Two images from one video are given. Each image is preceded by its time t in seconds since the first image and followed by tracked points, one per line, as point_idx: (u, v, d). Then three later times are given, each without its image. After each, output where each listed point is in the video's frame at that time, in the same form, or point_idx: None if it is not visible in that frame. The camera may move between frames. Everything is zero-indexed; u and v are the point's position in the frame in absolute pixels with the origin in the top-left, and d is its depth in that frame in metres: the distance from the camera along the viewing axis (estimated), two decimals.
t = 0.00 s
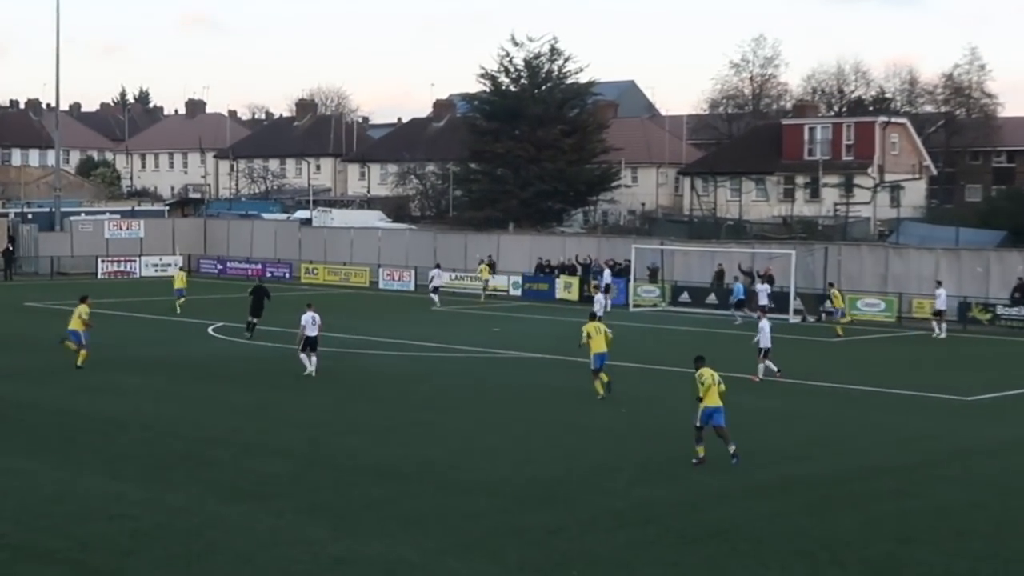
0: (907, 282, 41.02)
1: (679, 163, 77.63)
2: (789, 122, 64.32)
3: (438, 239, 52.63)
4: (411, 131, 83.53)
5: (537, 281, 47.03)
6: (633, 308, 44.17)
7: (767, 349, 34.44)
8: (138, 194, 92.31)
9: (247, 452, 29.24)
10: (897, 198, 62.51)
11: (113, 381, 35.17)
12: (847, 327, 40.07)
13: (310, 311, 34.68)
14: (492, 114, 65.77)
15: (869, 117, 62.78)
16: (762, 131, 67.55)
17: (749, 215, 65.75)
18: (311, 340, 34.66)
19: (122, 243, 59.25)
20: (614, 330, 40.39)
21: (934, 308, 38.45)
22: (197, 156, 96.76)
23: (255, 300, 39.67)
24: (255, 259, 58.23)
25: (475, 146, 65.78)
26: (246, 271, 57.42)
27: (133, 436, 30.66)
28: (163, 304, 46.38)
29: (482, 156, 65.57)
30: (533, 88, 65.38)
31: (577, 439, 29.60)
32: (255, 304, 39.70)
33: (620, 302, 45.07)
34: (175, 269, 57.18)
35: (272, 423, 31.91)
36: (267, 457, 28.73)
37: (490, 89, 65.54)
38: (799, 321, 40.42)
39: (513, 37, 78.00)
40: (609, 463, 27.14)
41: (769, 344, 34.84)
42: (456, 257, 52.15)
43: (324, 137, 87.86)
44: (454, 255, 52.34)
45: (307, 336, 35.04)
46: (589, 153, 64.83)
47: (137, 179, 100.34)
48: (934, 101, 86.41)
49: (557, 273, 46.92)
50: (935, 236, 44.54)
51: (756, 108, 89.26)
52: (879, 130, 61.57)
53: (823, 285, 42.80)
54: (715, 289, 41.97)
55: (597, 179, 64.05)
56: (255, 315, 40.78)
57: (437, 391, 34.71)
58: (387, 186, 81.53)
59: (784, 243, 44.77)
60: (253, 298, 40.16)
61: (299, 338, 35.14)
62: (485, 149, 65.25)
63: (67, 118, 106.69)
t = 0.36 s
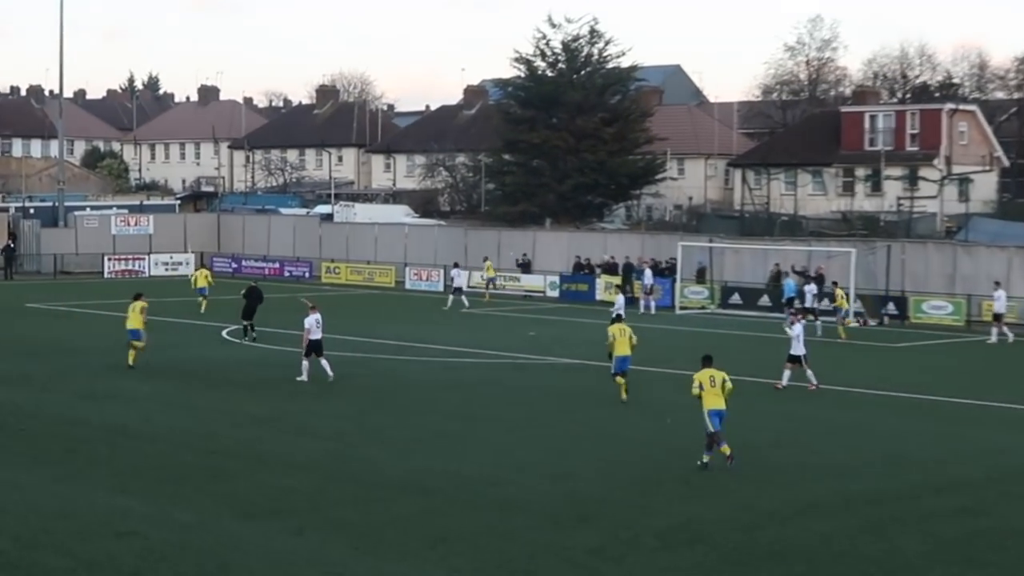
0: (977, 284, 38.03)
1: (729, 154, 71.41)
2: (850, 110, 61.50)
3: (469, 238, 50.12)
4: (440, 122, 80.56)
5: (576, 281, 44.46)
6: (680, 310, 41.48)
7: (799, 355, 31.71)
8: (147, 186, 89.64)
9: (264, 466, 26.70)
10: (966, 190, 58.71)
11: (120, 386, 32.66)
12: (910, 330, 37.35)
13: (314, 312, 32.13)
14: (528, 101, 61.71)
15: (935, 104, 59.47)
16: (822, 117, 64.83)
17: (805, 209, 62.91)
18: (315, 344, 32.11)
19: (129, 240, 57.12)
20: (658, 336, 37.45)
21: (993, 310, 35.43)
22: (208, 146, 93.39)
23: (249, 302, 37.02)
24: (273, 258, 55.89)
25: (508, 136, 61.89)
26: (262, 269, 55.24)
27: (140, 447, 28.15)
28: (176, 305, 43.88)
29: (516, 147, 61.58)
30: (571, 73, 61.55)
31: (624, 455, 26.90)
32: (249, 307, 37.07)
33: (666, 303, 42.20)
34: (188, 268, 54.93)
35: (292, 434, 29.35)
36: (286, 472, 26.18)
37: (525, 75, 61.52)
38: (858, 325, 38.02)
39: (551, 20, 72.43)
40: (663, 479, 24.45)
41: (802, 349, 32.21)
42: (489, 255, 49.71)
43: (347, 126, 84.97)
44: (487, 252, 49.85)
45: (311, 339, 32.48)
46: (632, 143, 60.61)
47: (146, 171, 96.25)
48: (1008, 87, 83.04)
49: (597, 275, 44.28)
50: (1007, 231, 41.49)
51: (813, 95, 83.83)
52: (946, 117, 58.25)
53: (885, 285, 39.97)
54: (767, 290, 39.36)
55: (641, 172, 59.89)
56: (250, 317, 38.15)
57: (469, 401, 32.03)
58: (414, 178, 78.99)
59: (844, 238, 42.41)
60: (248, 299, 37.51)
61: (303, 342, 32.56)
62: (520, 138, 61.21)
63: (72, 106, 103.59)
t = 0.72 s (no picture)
0: None
1: (788, 144, 66.48)
2: (917, 97, 58.15)
3: (506, 236, 47.87)
4: (473, 110, 76.87)
5: (622, 282, 41.93)
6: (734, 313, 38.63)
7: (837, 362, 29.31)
8: (163, 179, 86.87)
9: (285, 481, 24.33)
10: None
11: (127, 392, 30.27)
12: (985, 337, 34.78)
13: (321, 313, 29.94)
14: (570, 87, 57.69)
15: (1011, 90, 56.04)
16: (889, 104, 61.57)
17: (870, 203, 59.78)
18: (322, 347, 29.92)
19: (140, 236, 55.02)
20: (708, 341, 34.83)
21: None
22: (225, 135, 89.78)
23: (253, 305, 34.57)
24: (294, 256, 53.59)
25: (548, 125, 57.85)
26: (283, 269, 52.83)
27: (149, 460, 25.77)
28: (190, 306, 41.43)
29: (557, 137, 57.48)
30: (617, 58, 57.47)
31: (680, 473, 24.43)
32: (252, 308, 34.74)
33: (718, 306, 39.75)
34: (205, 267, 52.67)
35: (314, 446, 26.98)
36: (310, 488, 23.79)
37: (568, 59, 57.39)
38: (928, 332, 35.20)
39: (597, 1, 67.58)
40: (726, 498, 21.97)
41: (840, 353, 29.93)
42: (528, 253, 47.63)
43: (373, 112, 81.61)
44: (526, 251, 47.77)
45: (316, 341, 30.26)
46: (683, 133, 56.60)
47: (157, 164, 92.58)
48: None
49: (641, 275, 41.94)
50: None
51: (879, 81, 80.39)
52: None
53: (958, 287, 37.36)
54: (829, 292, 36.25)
55: (692, 164, 55.93)
56: (256, 321, 35.68)
57: (505, 412, 29.59)
58: (446, 170, 74.93)
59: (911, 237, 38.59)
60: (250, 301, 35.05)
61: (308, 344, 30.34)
62: (562, 128, 57.14)
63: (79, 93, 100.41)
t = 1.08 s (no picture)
0: None
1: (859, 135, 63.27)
2: (1002, 83, 55.25)
3: (552, 231, 45.92)
4: (517, 98, 73.61)
5: (679, 283, 39.49)
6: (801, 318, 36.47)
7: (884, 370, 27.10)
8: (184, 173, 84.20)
9: (319, 500, 22.08)
10: None
11: (142, 401, 27.94)
12: None
13: (335, 314, 27.62)
14: (623, 72, 53.62)
15: None
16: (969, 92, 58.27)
17: (948, 197, 56.43)
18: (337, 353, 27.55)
19: (157, 233, 52.94)
20: (769, 349, 32.30)
21: None
22: (249, 123, 86.73)
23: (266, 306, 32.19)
24: (323, 255, 51.37)
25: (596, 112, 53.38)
26: (313, 268, 50.54)
27: (169, 475, 23.53)
28: (208, 309, 39.01)
29: (607, 126, 52.98)
30: (672, 39, 53.26)
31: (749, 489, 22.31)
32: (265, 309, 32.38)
33: (782, 310, 37.37)
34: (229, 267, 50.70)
35: (349, 460, 24.71)
36: (347, 509, 21.53)
37: (620, 40, 53.20)
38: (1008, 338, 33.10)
39: None
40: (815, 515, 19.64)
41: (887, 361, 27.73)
42: (576, 251, 45.61)
43: (409, 101, 78.50)
44: (575, 249, 45.80)
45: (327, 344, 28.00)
46: (745, 119, 52.09)
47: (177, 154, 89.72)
48: None
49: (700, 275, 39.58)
50: None
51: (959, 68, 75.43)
52: None
53: None
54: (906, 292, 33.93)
55: (756, 153, 51.28)
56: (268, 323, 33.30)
57: (552, 424, 27.21)
58: (488, 162, 71.96)
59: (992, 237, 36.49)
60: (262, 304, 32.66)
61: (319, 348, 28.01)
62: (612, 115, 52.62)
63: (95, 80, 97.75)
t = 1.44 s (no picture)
0: None
1: (937, 121, 60.64)
2: None
3: (602, 224, 44.46)
4: (564, 80, 70.62)
5: (740, 282, 37.47)
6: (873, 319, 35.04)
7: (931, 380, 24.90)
8: (203, 163, 81.95)
9: (351, 516, 20.02)
10: None
11: (160, 408, 25.89)
12: None
13: (342, 315, 24.77)
14: (680, 54, 50.96)
15: None
16: None
17: None
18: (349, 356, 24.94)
19: (175, 228, 51.12)
20: (833, 356, 29.99)
21: None
22: (274, 109, 84.30)
23: (277, 304, 30.21)
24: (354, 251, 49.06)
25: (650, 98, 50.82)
26: (344, 266, 48.31)
27: (189, 489, 21.49)
28: (231, 309, 36.90)
29: (662, 113, 50.45)
30: (732, 19, 50.51)
31: (817, 509, 20.25)
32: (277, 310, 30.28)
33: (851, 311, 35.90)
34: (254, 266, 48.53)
35: (383, 474, 22.59)
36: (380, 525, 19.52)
37: (677, 21, 50.54)
38: None
39: None
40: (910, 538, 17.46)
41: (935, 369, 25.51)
42: (629, 247, 44.13)
43: (445, 85, 75.84)
44: (627, 245, 44.32)
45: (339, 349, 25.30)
46: (811, 105, 49.41)
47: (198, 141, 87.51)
48: None
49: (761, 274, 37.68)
50: None
51: None
52: None
53: None
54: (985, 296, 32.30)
55: (822, 142, 48.63)
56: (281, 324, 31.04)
57: (604, 434, 25.01)
58: (533, 150, 68.90)
59: None
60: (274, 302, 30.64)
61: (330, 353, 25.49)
62: (668, 101, 50.02)
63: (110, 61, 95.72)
